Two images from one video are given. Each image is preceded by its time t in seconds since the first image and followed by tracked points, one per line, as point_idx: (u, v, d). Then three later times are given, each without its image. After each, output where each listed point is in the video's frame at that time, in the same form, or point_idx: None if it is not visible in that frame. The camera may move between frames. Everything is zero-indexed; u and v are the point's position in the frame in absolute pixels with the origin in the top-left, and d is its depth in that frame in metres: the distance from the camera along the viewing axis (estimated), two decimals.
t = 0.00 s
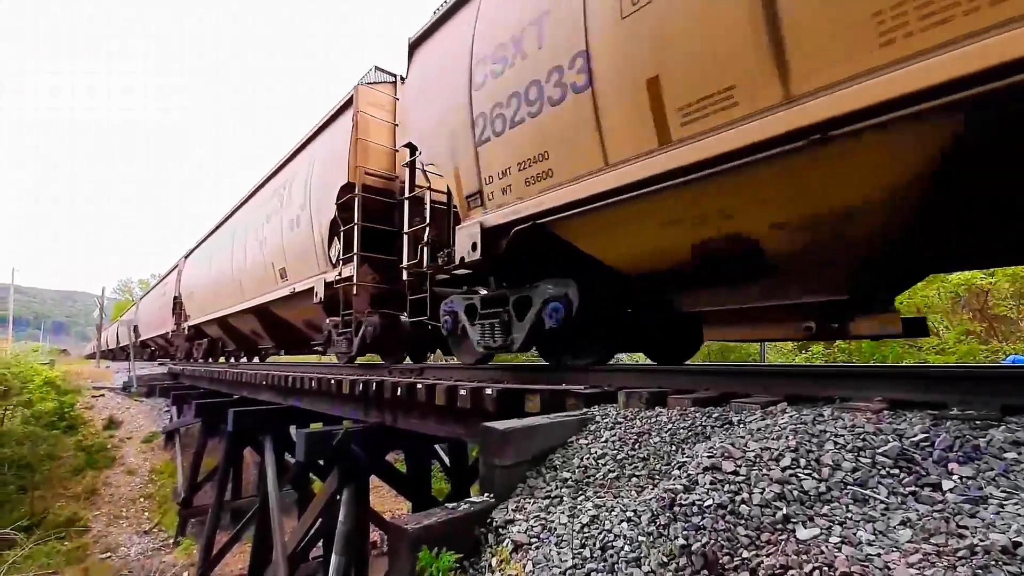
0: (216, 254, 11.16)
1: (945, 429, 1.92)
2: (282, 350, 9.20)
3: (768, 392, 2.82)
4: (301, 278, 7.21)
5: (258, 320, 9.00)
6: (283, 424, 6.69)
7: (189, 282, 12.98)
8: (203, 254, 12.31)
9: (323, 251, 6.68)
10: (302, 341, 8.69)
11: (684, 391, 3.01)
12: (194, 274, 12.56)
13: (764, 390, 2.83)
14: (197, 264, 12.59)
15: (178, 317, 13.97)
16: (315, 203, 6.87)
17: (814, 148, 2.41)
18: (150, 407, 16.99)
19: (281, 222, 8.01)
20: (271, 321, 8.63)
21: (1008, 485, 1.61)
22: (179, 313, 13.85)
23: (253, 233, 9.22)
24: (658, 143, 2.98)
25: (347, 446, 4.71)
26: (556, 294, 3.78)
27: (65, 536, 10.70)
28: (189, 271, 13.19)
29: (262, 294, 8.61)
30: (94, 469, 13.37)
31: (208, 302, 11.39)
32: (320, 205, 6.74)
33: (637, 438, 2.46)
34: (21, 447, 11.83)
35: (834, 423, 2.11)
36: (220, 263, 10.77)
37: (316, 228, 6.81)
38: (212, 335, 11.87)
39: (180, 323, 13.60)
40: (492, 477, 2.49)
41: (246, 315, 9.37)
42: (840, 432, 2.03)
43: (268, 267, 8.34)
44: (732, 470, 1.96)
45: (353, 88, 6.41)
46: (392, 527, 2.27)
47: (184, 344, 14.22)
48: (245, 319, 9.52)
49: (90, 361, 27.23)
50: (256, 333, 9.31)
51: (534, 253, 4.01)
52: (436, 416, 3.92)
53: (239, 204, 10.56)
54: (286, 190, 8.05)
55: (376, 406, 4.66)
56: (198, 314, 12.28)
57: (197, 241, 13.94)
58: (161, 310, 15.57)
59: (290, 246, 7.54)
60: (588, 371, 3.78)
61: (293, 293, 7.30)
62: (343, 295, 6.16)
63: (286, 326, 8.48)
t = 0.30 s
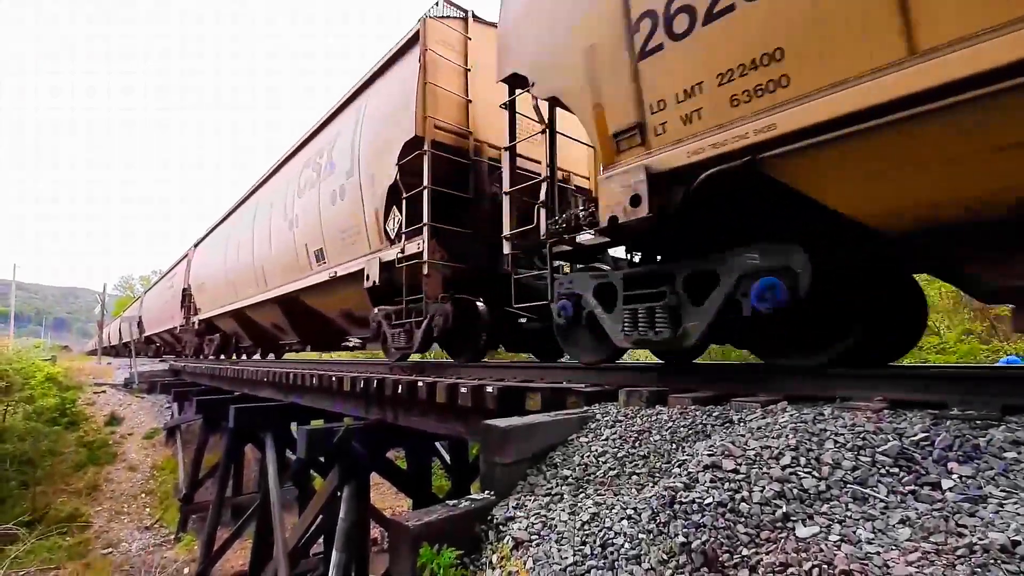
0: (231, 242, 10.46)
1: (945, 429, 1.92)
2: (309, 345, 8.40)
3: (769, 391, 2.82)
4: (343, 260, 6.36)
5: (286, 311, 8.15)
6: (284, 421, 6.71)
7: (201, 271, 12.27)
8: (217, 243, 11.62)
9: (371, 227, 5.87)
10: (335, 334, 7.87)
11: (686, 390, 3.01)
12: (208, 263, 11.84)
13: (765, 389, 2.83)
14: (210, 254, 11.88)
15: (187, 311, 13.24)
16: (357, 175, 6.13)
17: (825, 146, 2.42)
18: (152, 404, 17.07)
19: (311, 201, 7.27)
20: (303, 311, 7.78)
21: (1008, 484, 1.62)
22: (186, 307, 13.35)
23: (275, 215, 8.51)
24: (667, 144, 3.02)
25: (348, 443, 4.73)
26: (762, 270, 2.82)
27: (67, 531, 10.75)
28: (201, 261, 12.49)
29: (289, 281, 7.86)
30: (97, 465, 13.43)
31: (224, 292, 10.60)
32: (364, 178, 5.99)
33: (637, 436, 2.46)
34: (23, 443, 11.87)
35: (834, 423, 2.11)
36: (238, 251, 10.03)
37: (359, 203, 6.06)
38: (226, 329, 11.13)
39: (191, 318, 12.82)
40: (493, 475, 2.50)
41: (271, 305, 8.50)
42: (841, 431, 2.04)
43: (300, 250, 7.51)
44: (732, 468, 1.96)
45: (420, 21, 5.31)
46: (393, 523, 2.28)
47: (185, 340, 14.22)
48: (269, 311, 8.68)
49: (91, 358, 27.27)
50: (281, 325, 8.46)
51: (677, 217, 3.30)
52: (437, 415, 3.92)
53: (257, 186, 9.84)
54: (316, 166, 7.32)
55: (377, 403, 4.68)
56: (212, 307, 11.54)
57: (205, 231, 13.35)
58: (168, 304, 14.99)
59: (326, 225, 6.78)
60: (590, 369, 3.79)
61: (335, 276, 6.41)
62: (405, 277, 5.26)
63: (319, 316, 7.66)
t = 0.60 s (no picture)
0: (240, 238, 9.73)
1: (945, 429, 1.93)
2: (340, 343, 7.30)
3: (770, 390, 2.83)
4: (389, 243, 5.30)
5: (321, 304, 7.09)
6: (285, 419, 6.72)
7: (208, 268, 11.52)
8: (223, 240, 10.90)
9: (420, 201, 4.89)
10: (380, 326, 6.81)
11: (687, 390, 3.01)
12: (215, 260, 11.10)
13: (766, 389, 2.84)
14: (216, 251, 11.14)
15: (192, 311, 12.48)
16: (391, 151, 5.29)
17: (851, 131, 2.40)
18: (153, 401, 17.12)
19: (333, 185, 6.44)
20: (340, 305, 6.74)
21: (1007, 485, 1.62)
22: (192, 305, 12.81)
23: (291, 202, 7.71)
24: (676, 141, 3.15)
25: (349, 441, 4.74)
26: None
27: (68, 528, 10.79)
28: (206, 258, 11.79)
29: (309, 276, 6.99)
30: (98, 462, 13.48)
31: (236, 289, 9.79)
32: (400, 151, 5.14)
33: (637, 435, 2.47)
34: (24, 440, 11.89)
35: (834, 423, 2.11)
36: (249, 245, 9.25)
37: (396, 179, 5.18)
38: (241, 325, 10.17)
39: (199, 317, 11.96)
40: (494, 473, 2.51)
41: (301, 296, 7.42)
42: (841, 432, 2.04)
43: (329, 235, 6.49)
44: (733, 468, 1.97)
45: None
46: (394, 521, 2.28)
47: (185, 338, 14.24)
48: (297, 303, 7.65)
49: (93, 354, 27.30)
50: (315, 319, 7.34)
51: (921, 167, 2.39)
52: (438, 413, 3.93)
53: (265, 177, 9.09)
54: (336, 149, 6.54)
55: (378, 401, 4.69)
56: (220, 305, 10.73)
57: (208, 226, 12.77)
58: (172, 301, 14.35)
59: (353, 210, 5.93)
60: (591, 369, 3.79)
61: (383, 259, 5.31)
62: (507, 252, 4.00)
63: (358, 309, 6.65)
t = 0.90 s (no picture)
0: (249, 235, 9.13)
1: (947, 431, 1.93)
2: (384, 340, 6.28)
3: (771, 390, 2.83)
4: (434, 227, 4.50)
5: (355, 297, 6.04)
6: (286, 417, 6.73)
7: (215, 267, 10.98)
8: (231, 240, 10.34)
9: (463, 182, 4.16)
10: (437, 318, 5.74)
11: (687, 391, 3.01)
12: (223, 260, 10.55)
13: (766, 389, 2.84)
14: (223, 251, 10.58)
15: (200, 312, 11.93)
16: (418, 130, 4.65)
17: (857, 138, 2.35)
18: (155, 398, 17.17)
19: (350, 174, 5.84)
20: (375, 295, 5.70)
21: (1009, 487, 1.62)
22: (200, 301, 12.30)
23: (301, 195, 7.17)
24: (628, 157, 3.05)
25: (350, 440, 4.75)
26: None
27: (69, 525, 10.83)
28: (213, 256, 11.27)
29: (326, 273, 6.30)
30: (99, 459, 13.53)
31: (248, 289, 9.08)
32: (430, 129, 4.49)
33: (639, 435, 2.47)
34: (27, 437, 11.90)
35: (836, 424, 2.11)
36: (258, 244, 8.67)
37: (428, 160, 4.51)
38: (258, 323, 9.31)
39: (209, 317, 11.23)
40: (494, 472, 2.52)
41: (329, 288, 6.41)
42: (843, 433, 2.04)
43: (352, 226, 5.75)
44: (734, 469, 1.97)
45: None
46: (395, 519, 2.28)
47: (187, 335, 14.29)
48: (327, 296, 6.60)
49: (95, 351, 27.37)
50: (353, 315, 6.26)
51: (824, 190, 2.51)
52: (439, 412, 3.93)
53: (272, 172, 8.52)
54: (352, 136, 5.97)
55: (379, 400, 4.71)
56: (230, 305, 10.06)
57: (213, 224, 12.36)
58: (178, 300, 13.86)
59: (377, 199, 5.26)
60: (592, 369, 3.80)
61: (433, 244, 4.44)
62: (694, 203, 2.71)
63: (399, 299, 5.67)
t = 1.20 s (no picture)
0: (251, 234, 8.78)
1: (949, 432, 1.92)
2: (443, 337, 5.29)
3: (772, 392, 2.83)
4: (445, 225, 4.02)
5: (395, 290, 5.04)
6: (288, 416, 6.76)
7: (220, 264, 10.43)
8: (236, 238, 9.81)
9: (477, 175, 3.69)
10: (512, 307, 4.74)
11: (689, 391, 3.01)
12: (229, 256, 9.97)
13: (767, 391, 2.84)
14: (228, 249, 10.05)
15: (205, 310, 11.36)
16: (430, 117, 4.16)
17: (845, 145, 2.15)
18: (158, 396, 17.25)
19: (343, 176, 5.63)
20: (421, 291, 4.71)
21: (1010, 489, 1.62)
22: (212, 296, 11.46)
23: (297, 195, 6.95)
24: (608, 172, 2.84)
25: (352, 438, 4.75)
26: None
27: (71, 522, 10.86)
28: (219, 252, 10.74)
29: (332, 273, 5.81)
30: (101, 457, 13.57)
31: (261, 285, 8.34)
32: (442, 118, 4.01)
33: (640, 436, 2.47)
34: (30, 434, 11.94)
35: (837, 425, 2.11)
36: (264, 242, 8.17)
37: (438, 151, 4.03)
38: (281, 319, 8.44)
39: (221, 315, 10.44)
40: (496, 472, 2.52)
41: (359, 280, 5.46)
42: (844, 434, 2.04)
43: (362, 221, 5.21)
44: (735, 469, 1.97)
45: None
46: (397, 518, 2.29)
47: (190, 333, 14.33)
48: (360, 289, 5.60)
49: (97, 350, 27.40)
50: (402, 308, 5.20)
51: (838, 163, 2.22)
52: (441, 412, 3.93)
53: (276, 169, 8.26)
54: (362, 124, 5.47)
55: (381, 398, 4.75)
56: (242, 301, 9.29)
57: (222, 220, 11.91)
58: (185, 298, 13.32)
59: (383, 193, 4.78)
60: (592, 369, 3.79)
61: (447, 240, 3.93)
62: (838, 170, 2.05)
63: (450, 291, 4.73)
